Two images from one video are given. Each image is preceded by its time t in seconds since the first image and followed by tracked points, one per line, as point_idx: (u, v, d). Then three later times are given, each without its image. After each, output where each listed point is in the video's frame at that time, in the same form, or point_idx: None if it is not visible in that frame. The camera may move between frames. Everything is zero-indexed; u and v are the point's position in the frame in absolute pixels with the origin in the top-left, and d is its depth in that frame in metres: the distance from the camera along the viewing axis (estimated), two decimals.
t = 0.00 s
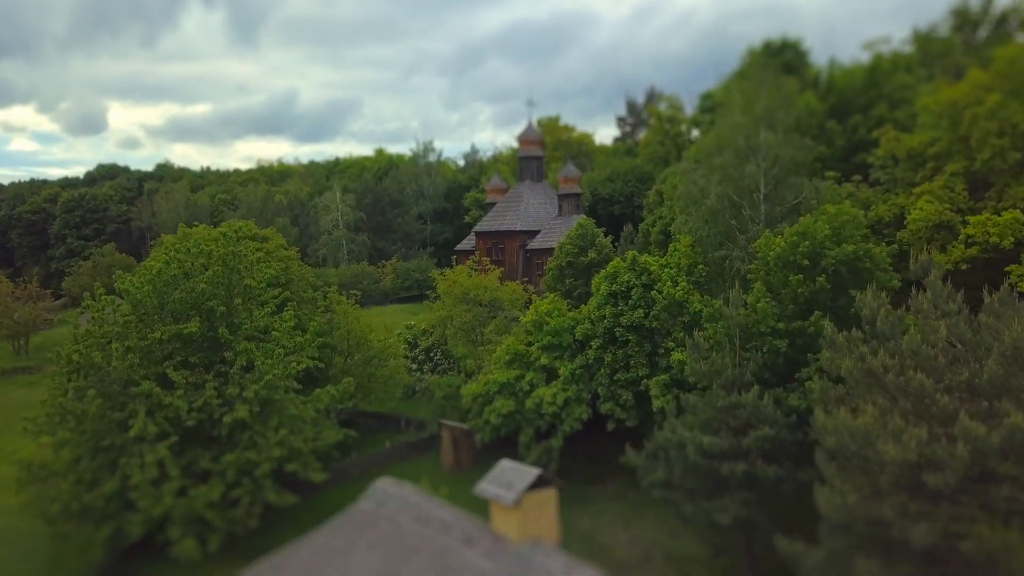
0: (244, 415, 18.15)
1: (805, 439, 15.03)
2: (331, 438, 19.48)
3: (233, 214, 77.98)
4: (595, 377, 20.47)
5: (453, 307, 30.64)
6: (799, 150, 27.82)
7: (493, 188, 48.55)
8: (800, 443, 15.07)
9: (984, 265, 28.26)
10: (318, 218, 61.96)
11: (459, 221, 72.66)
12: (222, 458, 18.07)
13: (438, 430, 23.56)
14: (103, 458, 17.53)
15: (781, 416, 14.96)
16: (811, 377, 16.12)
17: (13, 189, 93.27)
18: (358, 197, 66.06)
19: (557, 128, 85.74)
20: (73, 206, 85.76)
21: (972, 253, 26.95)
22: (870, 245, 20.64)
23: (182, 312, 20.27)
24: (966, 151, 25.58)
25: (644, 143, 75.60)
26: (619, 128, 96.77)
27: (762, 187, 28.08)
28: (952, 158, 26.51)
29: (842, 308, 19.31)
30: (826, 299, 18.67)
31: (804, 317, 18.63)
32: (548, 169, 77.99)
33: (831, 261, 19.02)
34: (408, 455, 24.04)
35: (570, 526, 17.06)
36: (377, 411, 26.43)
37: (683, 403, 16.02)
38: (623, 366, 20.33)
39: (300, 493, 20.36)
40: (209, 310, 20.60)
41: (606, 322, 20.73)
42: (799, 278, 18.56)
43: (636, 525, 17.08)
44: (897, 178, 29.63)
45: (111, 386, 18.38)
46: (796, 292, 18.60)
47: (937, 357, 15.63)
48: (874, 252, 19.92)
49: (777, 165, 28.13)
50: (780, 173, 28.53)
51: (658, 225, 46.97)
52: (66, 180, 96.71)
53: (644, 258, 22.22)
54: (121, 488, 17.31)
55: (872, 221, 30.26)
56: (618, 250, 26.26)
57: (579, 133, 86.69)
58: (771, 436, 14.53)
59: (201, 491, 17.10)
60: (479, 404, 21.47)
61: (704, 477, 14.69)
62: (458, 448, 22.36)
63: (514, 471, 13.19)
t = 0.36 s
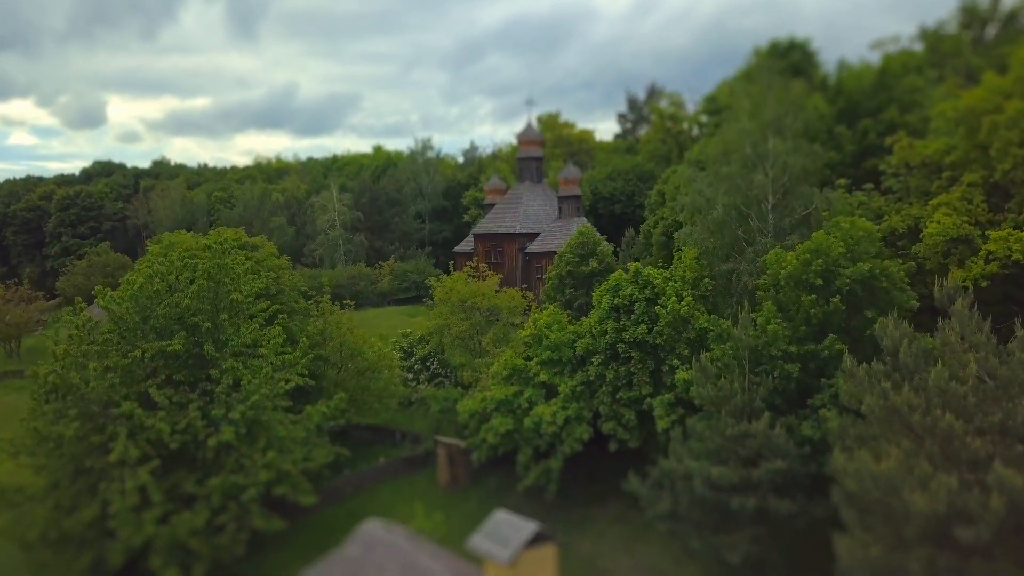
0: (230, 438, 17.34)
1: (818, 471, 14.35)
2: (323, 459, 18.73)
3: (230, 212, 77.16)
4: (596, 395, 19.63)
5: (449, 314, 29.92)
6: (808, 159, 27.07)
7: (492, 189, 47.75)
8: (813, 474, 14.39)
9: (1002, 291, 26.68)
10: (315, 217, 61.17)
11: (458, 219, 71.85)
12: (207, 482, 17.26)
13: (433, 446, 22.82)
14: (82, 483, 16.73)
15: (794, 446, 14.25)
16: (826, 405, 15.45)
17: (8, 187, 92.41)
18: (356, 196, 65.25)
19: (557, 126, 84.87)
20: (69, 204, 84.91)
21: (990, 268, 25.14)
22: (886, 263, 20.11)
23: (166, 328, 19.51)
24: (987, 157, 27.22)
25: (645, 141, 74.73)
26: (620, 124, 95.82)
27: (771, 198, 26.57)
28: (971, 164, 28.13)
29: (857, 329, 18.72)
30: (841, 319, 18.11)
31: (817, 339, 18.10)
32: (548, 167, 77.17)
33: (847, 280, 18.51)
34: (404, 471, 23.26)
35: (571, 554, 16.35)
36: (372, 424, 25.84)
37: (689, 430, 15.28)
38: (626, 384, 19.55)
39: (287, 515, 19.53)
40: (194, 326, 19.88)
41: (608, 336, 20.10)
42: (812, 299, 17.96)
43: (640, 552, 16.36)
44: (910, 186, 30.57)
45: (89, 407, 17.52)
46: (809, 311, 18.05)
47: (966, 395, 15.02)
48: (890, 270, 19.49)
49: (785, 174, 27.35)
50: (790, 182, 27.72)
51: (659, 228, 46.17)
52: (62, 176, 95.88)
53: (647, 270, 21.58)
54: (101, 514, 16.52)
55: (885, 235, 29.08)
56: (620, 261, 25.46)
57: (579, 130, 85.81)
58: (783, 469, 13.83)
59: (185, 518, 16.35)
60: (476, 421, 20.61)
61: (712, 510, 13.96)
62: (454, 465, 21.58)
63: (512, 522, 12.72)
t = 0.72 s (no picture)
0: (213, 468, 16.49)
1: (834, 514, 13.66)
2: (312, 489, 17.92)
3: (227, 216, 76.37)
4: (598, 420, 18.79)
5: (446, 327, 29.14)
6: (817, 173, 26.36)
7: (490, 195, 46.92)
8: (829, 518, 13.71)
9: None
10: (312, 222, 60.38)
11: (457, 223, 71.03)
12: (189, 513, 16.38)
13: (429, 470, 22.04)
14: (58, 515, 15.85)
15: (809, 488, 13.50)
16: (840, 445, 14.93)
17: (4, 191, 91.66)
18: (354, 200, 64.58)
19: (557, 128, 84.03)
20: (65, 208, 84.17)
21: (1014, 291, 24.49)
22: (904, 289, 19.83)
23: (148, 352, 18.85)
24: (1008, 171, 28.07)
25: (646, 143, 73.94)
26: (620, 126, 95.00)
27: (780, 214, 26.45)
28: (985, 181, 29.12)
29: (874, 359, 18.36)
30: (857, 351, 17.83)
31: (833, 370, 17.82)
32: (547, 170, 76.39)
33: (863, 308, 18.26)
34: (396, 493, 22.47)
35: None
36: (367, 442, 24.96)
37: (696, 464, 14.53)
38: (628, 409, 18.73)
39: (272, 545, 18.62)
40: (177, 349, 19.23)
41: (610, 358, 19.35)
42: (826, 328, 17.75)
43: None
44: (924, 200, 30.73)
45: (66, 435, 16.67)
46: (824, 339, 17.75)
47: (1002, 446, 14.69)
48: (909, 300, 19.31)
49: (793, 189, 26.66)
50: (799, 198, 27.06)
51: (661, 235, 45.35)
52: (58, 179, 95.08)
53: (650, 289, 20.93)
54: (76, 549, 15.63)
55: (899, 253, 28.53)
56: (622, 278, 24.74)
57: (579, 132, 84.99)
58: (798, 512, 13.04)
59: (165, 552, 15.47)
60: (473, 445, 19.72)
61: (719, 553, 13.16)
62: (450, 489, 20.80)
63: None
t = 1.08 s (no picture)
0: (195, 502, 15.64)
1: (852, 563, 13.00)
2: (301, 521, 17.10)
3: (223, 220, 75.50)
4: (600, 448, 17.92)
5: (443, 343, 28.35)
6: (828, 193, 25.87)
7: (488, 203, 45.83)
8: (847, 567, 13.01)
9: None
10: (308, 227, 59.53)
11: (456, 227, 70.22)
12: (171, 550, 15.59)
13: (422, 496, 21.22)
14: (32, 553, 15.05)
15: (826, 535, 12.78)
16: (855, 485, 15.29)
17: None
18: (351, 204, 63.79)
19: (556, 131, 83.12)
20: (59, 210, 83.28)
21: None
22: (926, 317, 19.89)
23: (128, 378, 17.95)
24: None
25: (647, 146, 73.20)
26: (620, 129, 94.25)
27: (790, 231, 24.85)
28: (1005, 200, 27.77)
29: (893, 392, 18.55)
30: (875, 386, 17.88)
31: (852, 408, 17.90)
32: (547, 174, 75.62)
33: (881, 341, 18.37)
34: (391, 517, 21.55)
35: None
36: (360, 463, 24.11)
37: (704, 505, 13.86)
38: (631, 437, 17.88)
39: None
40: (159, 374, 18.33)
41: (613, 384, 18.52)
42: (844, 362, 17.79)
43: None
44: (939, 218, 29.42)
45: (38, 468, 15.77)
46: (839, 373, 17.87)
47: None
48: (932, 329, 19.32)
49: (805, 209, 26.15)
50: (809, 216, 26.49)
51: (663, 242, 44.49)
52: (53, 181, 94.15)
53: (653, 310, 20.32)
54: None
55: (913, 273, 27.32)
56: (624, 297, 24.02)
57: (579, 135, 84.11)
58: (814, 561, 12.33)
59: None
60: (468, 472, 18.85)
61: None
62: (447, 517, 19.95)
63: None
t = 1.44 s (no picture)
0: (173, 540, 14.78)
1: None
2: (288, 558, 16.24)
3: (219, 224, 74.62)
4: (602, 481, 17.02)
5: (440, 360, 27.96)
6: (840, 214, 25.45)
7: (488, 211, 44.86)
8: None
9: None
10: (304, 233, 58.64)
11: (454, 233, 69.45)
12: None
13: (417, 525, 20.40)
14: None
15: None
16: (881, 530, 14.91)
17: None
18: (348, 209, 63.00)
19: (556, 134, 82.27)
20: (54, 214, 82.39)
21: None
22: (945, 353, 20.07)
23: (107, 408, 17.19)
24: None
25: (648, 150, 72.44)
26: (621, 132, 93.40)
27: (800, 254, 24.95)
28: None
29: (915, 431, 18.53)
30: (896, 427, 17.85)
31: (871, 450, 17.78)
32: (547, 178, 74.80)
33: (903, 380, 18.38)
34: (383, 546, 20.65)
35: None
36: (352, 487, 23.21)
37: (715, 553, 13.17)
38: (634, 469, 17.01)
39: None
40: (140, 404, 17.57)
41: (614, 413, 17.72)
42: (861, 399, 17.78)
43: None
44: (958, 237, 28.50)
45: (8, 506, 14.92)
46: (859, 415, 17.82)
47: None
48: (954, 366, 19.56)
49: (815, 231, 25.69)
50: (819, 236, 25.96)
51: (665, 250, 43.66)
52: (48, 185, 93.26)
53: (657, 335, 19.97)
54: None
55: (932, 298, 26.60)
56: (626, 318, 23.35)
57: (579, 138, 83.27)
58: None
59: None
60: (463, 504, 17.96)
61: None
62: (441, 547, 19.11)
63: None
